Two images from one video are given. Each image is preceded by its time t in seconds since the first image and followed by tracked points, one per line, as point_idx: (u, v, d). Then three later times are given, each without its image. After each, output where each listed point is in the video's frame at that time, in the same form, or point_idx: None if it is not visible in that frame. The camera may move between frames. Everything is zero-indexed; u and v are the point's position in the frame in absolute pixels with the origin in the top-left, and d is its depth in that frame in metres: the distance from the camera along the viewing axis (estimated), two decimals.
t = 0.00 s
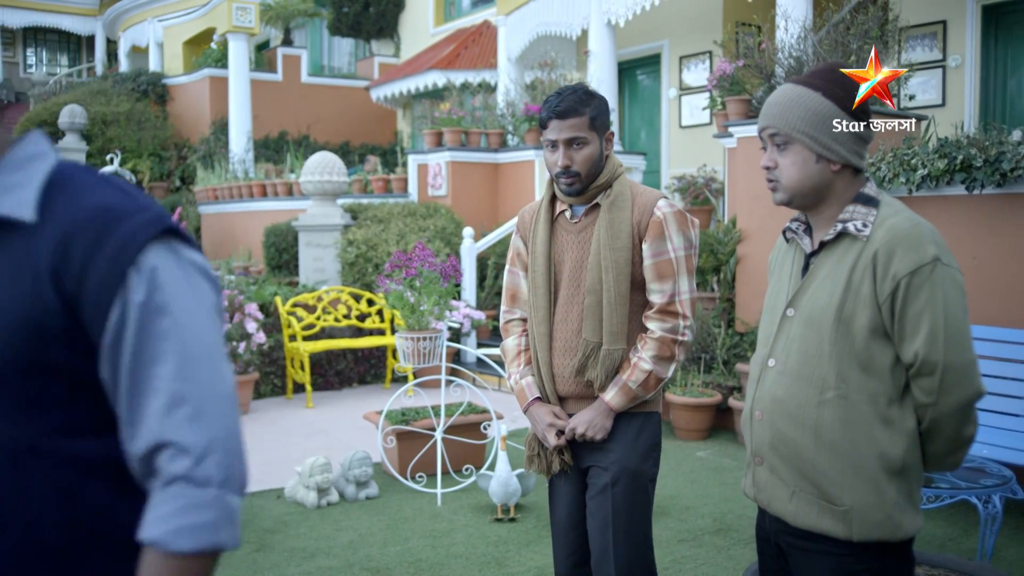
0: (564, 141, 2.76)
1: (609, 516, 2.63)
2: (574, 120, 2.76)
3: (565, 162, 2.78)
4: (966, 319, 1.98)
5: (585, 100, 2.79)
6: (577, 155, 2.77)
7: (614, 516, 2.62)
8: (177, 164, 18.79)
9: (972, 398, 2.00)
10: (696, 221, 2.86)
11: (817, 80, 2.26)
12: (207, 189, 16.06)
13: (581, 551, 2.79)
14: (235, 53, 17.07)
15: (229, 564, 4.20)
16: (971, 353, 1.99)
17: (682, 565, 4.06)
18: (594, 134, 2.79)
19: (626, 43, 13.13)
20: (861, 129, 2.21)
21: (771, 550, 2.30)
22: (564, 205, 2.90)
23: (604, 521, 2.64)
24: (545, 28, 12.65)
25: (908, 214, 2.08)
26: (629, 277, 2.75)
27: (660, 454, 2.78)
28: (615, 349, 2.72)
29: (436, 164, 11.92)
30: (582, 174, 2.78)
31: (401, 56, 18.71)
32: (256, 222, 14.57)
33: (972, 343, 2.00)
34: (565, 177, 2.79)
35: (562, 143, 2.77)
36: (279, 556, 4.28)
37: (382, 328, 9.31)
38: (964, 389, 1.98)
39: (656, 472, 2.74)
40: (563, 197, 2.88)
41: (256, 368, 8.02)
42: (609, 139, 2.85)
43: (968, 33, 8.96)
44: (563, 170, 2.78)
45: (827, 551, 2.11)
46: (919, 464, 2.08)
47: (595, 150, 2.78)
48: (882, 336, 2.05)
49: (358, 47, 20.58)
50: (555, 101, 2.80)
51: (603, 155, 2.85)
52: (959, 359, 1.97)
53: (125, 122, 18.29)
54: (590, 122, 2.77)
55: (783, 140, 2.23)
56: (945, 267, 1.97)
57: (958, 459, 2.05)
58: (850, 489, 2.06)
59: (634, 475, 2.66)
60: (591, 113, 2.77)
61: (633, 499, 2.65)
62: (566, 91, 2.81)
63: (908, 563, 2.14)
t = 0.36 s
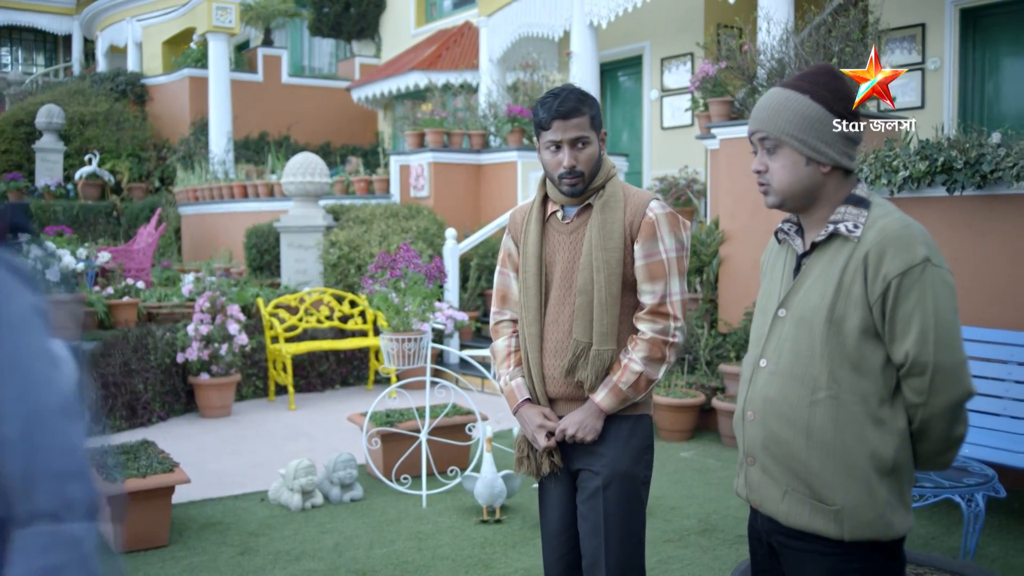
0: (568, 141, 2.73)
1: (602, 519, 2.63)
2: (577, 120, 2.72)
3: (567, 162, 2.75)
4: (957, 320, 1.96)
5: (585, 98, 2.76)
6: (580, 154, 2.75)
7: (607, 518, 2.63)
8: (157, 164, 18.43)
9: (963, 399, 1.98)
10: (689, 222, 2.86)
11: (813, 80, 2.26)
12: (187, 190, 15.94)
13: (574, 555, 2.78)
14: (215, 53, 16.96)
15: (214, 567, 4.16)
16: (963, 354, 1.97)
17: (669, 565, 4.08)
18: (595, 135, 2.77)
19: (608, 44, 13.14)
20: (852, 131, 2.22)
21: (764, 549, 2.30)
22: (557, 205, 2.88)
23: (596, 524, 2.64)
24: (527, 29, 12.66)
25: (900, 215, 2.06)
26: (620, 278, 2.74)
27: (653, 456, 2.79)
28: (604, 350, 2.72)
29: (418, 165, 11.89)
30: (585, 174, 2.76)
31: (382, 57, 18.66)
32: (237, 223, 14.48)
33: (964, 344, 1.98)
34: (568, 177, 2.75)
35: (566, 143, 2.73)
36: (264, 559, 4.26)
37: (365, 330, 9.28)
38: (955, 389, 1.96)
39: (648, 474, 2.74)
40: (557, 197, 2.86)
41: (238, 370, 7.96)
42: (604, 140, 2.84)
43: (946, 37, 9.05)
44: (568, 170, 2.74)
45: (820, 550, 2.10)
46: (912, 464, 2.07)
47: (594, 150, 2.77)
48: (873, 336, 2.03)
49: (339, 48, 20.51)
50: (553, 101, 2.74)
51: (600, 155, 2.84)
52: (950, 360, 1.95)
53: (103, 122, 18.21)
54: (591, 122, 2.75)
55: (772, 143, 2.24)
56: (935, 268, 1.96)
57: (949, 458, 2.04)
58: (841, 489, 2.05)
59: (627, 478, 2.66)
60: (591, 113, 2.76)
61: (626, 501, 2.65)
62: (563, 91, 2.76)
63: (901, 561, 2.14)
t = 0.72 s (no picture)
0: (563, 142, 2.68)
1: (595, 523, 2.62)
2: (573, 121, 2.68)
3: (562, 163, 2.70)
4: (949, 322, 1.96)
5: (581, 99, 2.72)
6: (576, 154, 2.70)
7: (600, 522, 2.61)
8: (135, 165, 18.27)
9: (953, 400, 1.98)
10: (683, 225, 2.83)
11: (801, 81, 2.20)
12: (166, 191, 15.80)
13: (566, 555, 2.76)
14: (194, 53, 16.85)
15: (199, 571, 4.13)
16: (953, 355, 1.97)
17: (655, 565, 4.09)
18: (590, 135, 2.72)
19: (590, 45, 13.14)
20: (847, 132, 2.15)
21: (757, 549, 2.30)
22: (551, 205, 2.83)
23: (589, 527, 2.62)
24: (508, 30, 12.66)
25: (890, 217, 2.06)
26: (615, 279, 2.71)
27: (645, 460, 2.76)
28: (598, 351, 2.67)
29: (399, 166, 11.84)
30: (580, 175, 2.72)
31: (362, 58, 18.61)
32: (217, 225, 14.38)
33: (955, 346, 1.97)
34: (562, 178, 2.71)
35: (561, 144, 2.69)
36: (249, 562, 4.23)
37: (346, 331, 9.24)
38: (945, 391, 1.96)
39: (641, 478, 2.72)
40: (551, 197, 2.81)
41: (219, 372, 7.91)
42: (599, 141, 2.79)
43: (924, 40, 9.13)
44: (561, 171, 2.70)
45: (811, 550, 2.10)
46: (902, 464, 2.07)
47: (589, 151, 2.72)
48: (863, 337, 2.04)
49: (319, 48, 20.43)
50: (549, 101, 2.70)
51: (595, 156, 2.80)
52: (941, 361, 1.95)
53: (80, 123, 18.07)
54: (587, 123, 2.70)
55: (752, 152, 2.22)
56: (925, 270, 1.96)
57: (938, 460, 2.04)
58: (832, 489, 2.06)
59: (621, 482, 2.64)
60: (587, 113, 2.71)
61: (620, 506, 2.63)
62: (559, 91, 2.72)
63: (892, 561, 2.14)
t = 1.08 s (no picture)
0: (555, 143, 2.66)
1: (587, 527, 2.60)
2: (567, 121, 2.65)
3: (554, 163, 2.68)
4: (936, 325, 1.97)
5: (577, 100, 2.69)
6: (568, 155, 2.68)
7: (592, 527, 2.59)
8: (113, 165, 18.19)
9: (941, 402, 1.99)
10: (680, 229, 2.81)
11: (790, 85, 2.19)
12: (144, 192, 15.66)
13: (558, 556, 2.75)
14: (172, 53, 16.71)
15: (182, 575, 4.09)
16: (940, 357, 1.98)
17: (641, 566, 4.10)
18: (585, 136, 2.69)
19: (571, 47, 13.16)
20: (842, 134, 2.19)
21: (749, 549, 2.31)
22: (548, 205, 2.82)
23: (581, 532, 2.61)
24: (490, 32, 12.67)
25: (878, 219, 2.07)
26: (610, 281, 2.69)
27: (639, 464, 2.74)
28: (592, 354, 2.64)
29: (381, 167, 11.79)
30: (572, 176, 2.70)
31: (342, 59, 18.54)
32: (197, 226, 14.29)
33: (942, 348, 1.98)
34: (554, 179, 2.69)
35: (552, 145, 2.67)
36: (233, 565, 4.20)
37: (328, 333, 9.20)
38: (933, 393, 1.97)
39: (635, 482, 2.70)
40: (547, 197, 2.80)
41: (200, 374, 7.85)
42: (596, 143, 2.77)
43: (903, 44, 9.21)
44: (552, 172, 2.68)
45: (800, 550, 2.11)
46: (890, 465, 2.08)
47: (584, 152, 2.69)
48: (851, 339, 2.04)
49: (299, 49, 20.35)
50: (544, 101, 2.68)
51: (591, 157, 2.77)
52: (928, 363, 1.96)
53: (57, 123, 17.89)
54: (581, 124, 2.67)
55: (738, 155, 2.24)
56: (912, 272, 1.97)
57: (927, 461, 2.05)
58: (821, 490, 2.07)
59: (614, 486, 2.61)
60: (581, 115, 2.67)
61: (612, 511, 2.61)
62: (555, 91, 2.69)
63: (881, 560, 2.15)
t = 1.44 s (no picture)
0: (546, 145, 2.66)
1: (578, 533, 2.60)
2: (558, 123, 2.65)
3: (544, 165, 2.68)
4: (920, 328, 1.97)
5: (570, 101, 2.68)
6: (558, 157, 2.68)
7: (583, 532, 2.60)
8: (88, 167, 18.08)
9: (925, 404, 1.99)
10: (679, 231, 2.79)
11: (779, 88, 2.20)
12: (121, 194, 15.54)
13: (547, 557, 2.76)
14: (148, 54, 16.58)
15: None
16: (924, 360, 1.98)
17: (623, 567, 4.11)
18: (577, 138, 2.69)
19: (550, 50, 13.19)
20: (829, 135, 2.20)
21: (738, 549, 2.32)
22: (541, 207, 2.82)
23: (572, 539, 2.61)
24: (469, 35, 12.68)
25: (863, 222, 2.09)
26: (602, 283, 2.67)
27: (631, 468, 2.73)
28: (582, 356, 2.63)
29: (360, 170, 11.72)
30: (564, 178, 2.70)
31: (320, 60, 18.48)
32: (175, 230, 14.19)
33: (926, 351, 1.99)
34: (545, 181, 2.70)
35: (544, 146, 2.67)
36: (215, 570, 4.17)
37: (308, 336, 9.17)
38: (916, 395, 1.98)
39: (626, 486, 2.70)
40: (541, 199, 2.79)
41: (179, 378, 7.79)
42: (590, 145, 2.76)
43: (879, 47, 9.29)
44: (544, 174, 2.69)
45: (787, 551, 2.13)
46: (876, 468, 2.09)
47: (576, 153, 2.69)
48: (836, 341, 2.06)
49: (276, 50, 20.27)
50: (537, 102, 2.68)
51: (585, 159, 2.76)
52: (911, 366, 1.96)
53: (31, 125, 17.46)
54: (574, 126, 2.67)
55: (727, 158, 2.26)
56: (895, 275, 1.98)
57: (913, 463, 2.05)
58: (807, 491, 2.08)
59: (604, 491, 2.62)
60: (574, 116, 2.67)
61: (603, 516, 2.61)
62: (548, 92, 2.69)
63: (868, 562, 2.16)
